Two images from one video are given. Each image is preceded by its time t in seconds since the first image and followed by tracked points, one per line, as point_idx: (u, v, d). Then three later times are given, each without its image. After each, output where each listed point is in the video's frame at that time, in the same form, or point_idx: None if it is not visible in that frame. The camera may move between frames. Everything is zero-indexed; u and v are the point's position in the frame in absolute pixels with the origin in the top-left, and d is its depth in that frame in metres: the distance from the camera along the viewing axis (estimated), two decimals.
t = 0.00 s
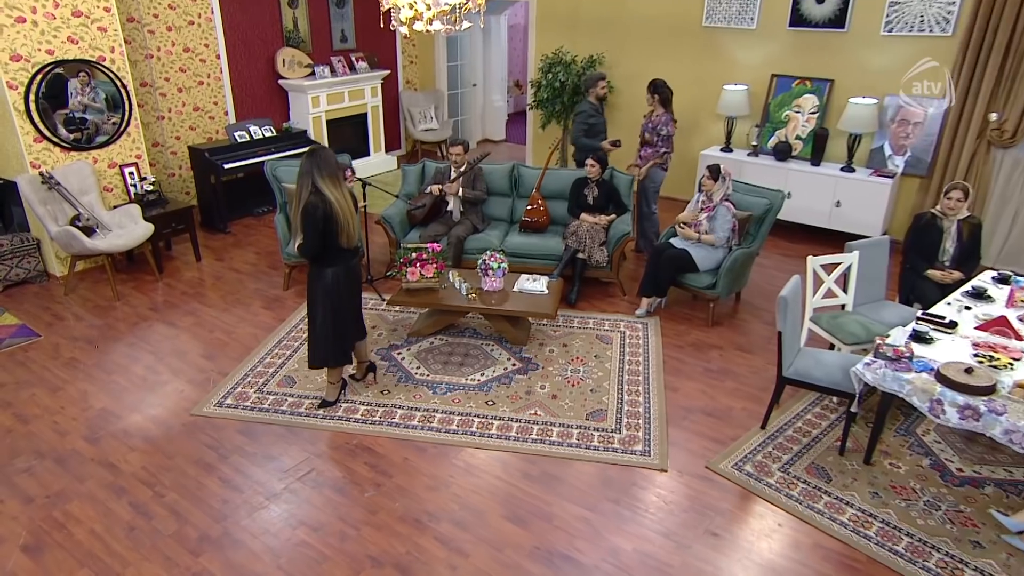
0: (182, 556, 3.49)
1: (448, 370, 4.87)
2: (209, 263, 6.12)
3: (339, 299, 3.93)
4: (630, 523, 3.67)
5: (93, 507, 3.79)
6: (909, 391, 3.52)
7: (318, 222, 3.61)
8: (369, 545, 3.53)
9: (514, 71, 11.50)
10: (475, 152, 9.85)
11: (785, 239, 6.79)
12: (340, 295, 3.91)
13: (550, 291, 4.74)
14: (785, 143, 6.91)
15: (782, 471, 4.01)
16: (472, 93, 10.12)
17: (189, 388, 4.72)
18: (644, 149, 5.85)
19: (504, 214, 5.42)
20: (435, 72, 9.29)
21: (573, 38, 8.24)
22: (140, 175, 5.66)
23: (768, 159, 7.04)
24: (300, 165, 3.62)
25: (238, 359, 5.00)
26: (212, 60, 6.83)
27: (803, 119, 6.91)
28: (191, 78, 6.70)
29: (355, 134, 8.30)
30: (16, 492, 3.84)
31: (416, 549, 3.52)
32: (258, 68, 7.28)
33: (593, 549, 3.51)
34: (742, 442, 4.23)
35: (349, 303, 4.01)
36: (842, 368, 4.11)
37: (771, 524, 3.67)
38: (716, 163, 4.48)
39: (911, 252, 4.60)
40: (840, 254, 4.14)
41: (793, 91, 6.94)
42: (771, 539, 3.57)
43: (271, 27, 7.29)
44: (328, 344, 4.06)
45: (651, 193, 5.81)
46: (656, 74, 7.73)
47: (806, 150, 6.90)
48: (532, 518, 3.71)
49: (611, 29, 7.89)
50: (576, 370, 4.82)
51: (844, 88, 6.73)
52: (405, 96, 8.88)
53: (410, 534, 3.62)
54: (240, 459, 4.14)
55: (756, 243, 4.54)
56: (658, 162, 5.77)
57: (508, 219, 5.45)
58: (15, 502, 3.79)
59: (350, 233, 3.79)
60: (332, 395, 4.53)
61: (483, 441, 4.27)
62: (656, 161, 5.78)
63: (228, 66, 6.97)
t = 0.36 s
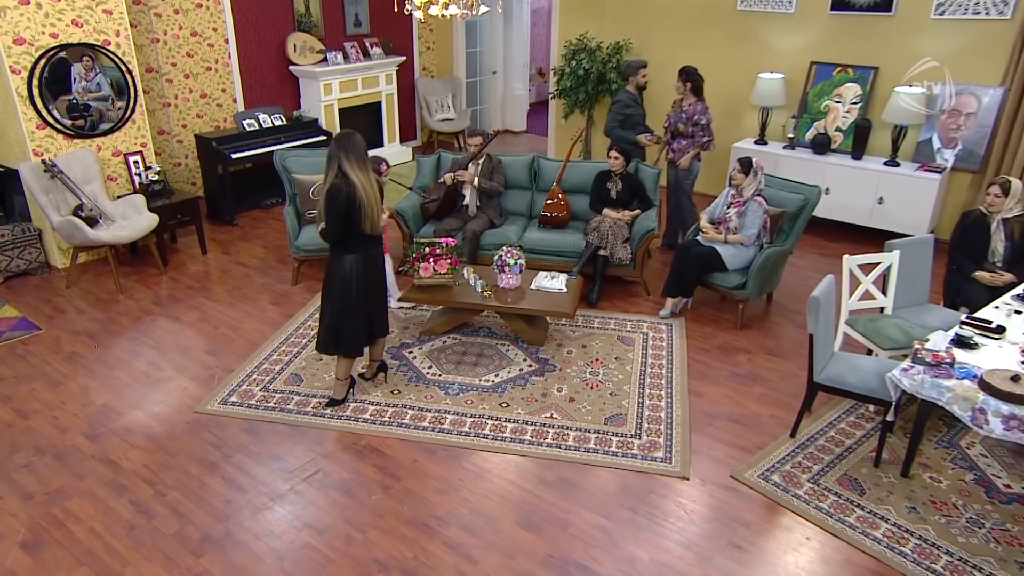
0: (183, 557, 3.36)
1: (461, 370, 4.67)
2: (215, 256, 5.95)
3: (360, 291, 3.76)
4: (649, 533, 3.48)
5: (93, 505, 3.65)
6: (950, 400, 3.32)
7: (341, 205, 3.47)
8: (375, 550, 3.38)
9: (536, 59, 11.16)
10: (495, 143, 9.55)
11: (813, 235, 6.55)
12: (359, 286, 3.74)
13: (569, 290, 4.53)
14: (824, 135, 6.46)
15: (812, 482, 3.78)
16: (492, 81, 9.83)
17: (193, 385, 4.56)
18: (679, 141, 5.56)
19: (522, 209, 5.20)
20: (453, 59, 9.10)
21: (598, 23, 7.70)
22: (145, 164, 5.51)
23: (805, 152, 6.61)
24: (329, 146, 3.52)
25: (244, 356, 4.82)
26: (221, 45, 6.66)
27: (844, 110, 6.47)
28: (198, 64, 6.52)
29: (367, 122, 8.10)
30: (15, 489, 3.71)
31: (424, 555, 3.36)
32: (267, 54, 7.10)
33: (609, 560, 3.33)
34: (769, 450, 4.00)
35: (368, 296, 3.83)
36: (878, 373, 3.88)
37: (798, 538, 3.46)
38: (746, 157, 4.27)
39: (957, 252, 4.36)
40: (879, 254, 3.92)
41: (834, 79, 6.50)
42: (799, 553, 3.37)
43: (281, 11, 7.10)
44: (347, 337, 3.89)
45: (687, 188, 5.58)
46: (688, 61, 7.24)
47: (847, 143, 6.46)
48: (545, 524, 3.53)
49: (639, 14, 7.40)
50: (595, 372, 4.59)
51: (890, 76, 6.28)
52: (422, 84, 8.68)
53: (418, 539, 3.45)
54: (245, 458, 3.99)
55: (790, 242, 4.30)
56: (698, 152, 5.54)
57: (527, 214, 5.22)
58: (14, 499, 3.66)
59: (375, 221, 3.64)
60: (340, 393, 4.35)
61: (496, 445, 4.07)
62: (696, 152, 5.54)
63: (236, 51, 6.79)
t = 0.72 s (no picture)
0: (178, 561, 3.18)
1: (470, 372, 4.45)
2: (215, 251, 5.74)
3: (378, 284, 3.65)
4: (667, 544, 3.28)
5: (84, 507, 3.47)
6: (988, 408, 3.13)
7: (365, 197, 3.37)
8: (378, 557, 3.19)
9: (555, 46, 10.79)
10: (509, 134, 9.22)
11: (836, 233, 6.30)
12: (379, 280, 3.64)
13: (584, 288, 4.33)
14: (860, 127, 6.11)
15: (840, 494, 3.55)
16: (507, 68, 9.48)
17: (190, 385, 4.36)
18: (718, 133, 5.36)
19: (539, 203, 4.99)
20: (466, 46, 8.77)
21: (618, 7, 7.32)
22: (142, 154, 5.32)
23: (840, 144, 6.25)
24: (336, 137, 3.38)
25: (244, 355, 4.62)
26: (222, 30, 6.45)
27: (882, 100, 6.10)
28: (198, 49, 6.31)
29: (375, 112, 7.86)
30: (3, 490, 3.53)
31: (428, 564, 3.16)
32: (271, 39, 6.89)
33: (624, 573, 3.12)
34: (795, 460, 3.76)
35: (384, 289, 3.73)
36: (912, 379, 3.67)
37: (824, 553, 3.24)
38: (774, 149, 4.07)
39: (1002, 252, 4.13)
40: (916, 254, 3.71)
41: (872, 67, 6.14)
42: (826, 568, 3.16)
43: None
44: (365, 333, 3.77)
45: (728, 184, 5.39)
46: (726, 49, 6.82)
47: (886, 135, 6.11)
48: (555, 533, 3.33)
49: None
50: (611, 377, 4.35)
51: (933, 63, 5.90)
52: (432, 72, 8.42)
53: (422, 547, 3.26)
54: (243, 460, 3.79)
55: (820, 240, 4.11)
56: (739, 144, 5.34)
57: (543, 209, 5.01)
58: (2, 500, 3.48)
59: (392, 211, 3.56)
60: (343, 392, 4.15)
61: (505, 450, 3.86)
62: (736, 144, 5.35)
63: (238, 36, 6.58)
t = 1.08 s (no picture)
0: None
1: (471, 382, 4.20)
2: (204, 254, 5.50)
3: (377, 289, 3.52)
4: (679, 567, 3.05)
5: (63, 522, 3.27)
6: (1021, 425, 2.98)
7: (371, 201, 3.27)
8: None
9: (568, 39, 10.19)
10: (517, 132, 8.62)
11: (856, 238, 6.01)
12: (379, 285, 3.54)
13: (594, 294, 4.12)
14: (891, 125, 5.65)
15: (863, 515, 3.31)
16: (514, 62, 8.80)
17: (176, 394, 4.12)
18: (758, 132, 5.12)
19: (546, 205, 4.79)
20: (470, 40, 8.20)
21: None
22: (127, 151, 5.10)
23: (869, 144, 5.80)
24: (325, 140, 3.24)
25: (233, 364, 4.38)
26: (213, 21, 6.12)
27: (913, 96, 5.66)
28: (188, 41, 6.00)
29: (375, 109, 7.32)
30: None
31: None
32: (264, 32, 6.52)
33: None
34: (815, 477, 3.52)
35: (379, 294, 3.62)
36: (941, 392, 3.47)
37: None
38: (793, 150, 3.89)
39: None
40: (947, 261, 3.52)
41: (902, 61, 5.71)
42: None
43: None
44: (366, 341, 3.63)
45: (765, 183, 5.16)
46: (767, 45, 6.25)
47: (918, 134, 5.65)
48: (559, 552, 3.12)
49: None
50: (620, 388, 4.09)
51: (966, 56, 5.53)
52: (433, 67, 7.83)
53: (418, 568, 3.05)
54: (232, 474, 3.58)
55: (844, 245, 3.92)
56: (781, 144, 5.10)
57: (550, 211, 4.82)
58: None
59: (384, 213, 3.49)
60: (338, 403, 3.92)
61: (507, 466, 3.62)
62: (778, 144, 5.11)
63: (230, 27, 6.24)
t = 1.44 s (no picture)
0: None
1: (472, 404, 3.93)
2: (190, 266, 5.25)
3: (366, 311, 3.30)
4: None
5: (35, 552, 3.04)
6: None
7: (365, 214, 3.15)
8: None
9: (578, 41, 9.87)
10: (524, 139, 8.23)
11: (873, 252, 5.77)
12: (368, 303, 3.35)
13: (602, 310, 3.89)
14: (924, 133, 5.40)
15: (891, 548, 3.04)
16: (522, 65, 8.46)
17: (159, 415, 3.87)
18: (794, 139, 4.92)
19: (554, 217, 4.60)
20: (475, 42, 7.87)
21: None
22: (110, 158, 4.94)
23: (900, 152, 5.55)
24: (313, 152, 3.07)
25: (220, 383, 4.12)
26: (203, 21, 5.92)
27: (946, 101, 5.40)
28: (175, 42, 5.79)
29: (373, 113, 7.06)
30: None
31: None
32: (257, 32, 6.32)
33: None
34: (838, 507, 3.25)
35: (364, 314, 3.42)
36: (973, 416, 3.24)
37: None
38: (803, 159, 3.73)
39: None
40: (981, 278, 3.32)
41: (933, 64, 5.45)
42: None
43: None
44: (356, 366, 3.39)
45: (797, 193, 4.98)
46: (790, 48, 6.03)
47: (952, 141, 5.39)
48: None
49: None
50: (630, 410, 3.82)
51: (1003, 59, 5.26)
52: (436, 71, 7.61)
53: None
54: (218, 499, 3.33)
55: (870, 259, 3.73)
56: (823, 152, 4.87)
57: (558, 223, 4.62)
58: None
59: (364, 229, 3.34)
60: (332, 425, 3.69)
61: (510, 493, 3.37)
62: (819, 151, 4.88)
63: (220, 29, 6.03)
